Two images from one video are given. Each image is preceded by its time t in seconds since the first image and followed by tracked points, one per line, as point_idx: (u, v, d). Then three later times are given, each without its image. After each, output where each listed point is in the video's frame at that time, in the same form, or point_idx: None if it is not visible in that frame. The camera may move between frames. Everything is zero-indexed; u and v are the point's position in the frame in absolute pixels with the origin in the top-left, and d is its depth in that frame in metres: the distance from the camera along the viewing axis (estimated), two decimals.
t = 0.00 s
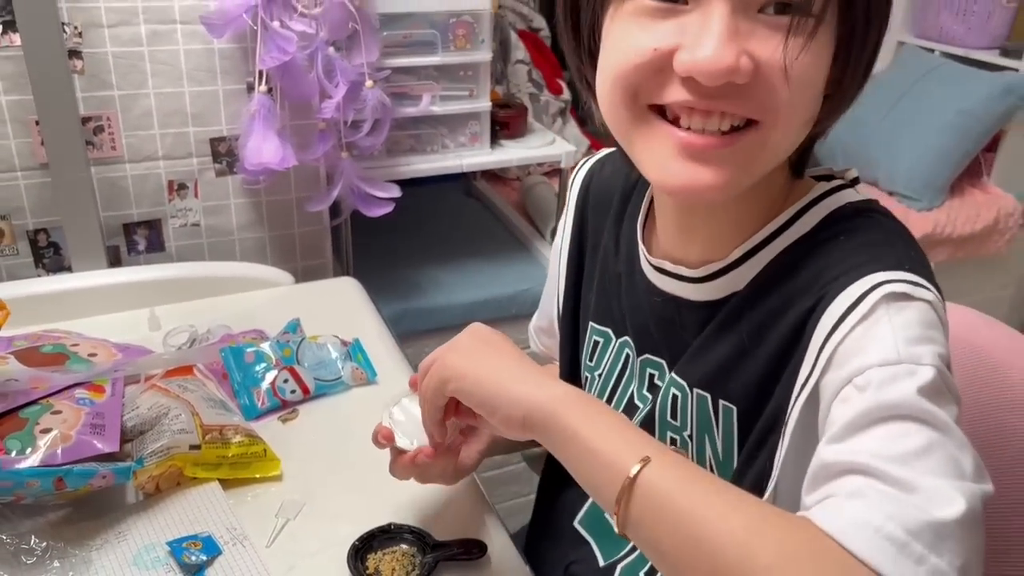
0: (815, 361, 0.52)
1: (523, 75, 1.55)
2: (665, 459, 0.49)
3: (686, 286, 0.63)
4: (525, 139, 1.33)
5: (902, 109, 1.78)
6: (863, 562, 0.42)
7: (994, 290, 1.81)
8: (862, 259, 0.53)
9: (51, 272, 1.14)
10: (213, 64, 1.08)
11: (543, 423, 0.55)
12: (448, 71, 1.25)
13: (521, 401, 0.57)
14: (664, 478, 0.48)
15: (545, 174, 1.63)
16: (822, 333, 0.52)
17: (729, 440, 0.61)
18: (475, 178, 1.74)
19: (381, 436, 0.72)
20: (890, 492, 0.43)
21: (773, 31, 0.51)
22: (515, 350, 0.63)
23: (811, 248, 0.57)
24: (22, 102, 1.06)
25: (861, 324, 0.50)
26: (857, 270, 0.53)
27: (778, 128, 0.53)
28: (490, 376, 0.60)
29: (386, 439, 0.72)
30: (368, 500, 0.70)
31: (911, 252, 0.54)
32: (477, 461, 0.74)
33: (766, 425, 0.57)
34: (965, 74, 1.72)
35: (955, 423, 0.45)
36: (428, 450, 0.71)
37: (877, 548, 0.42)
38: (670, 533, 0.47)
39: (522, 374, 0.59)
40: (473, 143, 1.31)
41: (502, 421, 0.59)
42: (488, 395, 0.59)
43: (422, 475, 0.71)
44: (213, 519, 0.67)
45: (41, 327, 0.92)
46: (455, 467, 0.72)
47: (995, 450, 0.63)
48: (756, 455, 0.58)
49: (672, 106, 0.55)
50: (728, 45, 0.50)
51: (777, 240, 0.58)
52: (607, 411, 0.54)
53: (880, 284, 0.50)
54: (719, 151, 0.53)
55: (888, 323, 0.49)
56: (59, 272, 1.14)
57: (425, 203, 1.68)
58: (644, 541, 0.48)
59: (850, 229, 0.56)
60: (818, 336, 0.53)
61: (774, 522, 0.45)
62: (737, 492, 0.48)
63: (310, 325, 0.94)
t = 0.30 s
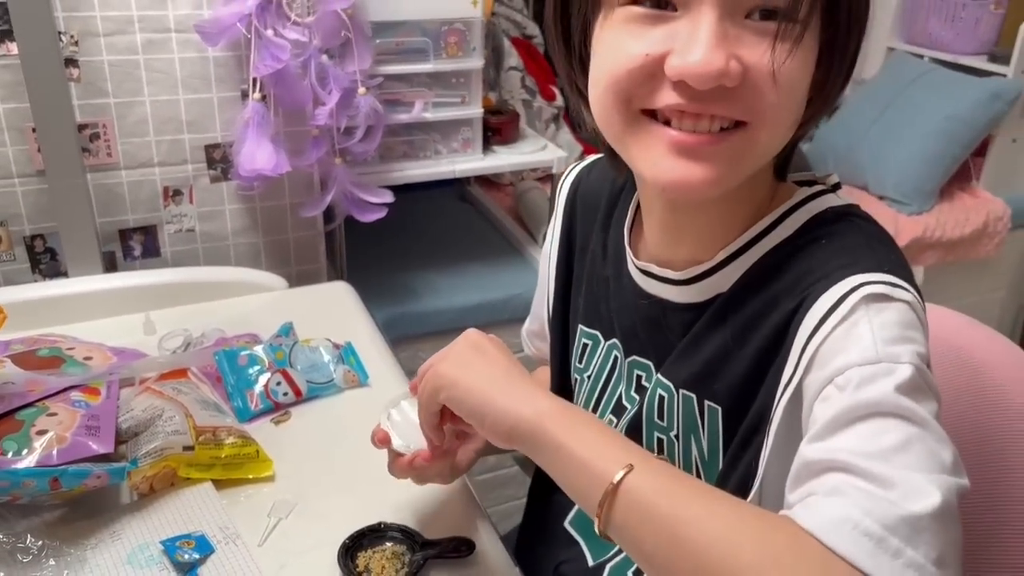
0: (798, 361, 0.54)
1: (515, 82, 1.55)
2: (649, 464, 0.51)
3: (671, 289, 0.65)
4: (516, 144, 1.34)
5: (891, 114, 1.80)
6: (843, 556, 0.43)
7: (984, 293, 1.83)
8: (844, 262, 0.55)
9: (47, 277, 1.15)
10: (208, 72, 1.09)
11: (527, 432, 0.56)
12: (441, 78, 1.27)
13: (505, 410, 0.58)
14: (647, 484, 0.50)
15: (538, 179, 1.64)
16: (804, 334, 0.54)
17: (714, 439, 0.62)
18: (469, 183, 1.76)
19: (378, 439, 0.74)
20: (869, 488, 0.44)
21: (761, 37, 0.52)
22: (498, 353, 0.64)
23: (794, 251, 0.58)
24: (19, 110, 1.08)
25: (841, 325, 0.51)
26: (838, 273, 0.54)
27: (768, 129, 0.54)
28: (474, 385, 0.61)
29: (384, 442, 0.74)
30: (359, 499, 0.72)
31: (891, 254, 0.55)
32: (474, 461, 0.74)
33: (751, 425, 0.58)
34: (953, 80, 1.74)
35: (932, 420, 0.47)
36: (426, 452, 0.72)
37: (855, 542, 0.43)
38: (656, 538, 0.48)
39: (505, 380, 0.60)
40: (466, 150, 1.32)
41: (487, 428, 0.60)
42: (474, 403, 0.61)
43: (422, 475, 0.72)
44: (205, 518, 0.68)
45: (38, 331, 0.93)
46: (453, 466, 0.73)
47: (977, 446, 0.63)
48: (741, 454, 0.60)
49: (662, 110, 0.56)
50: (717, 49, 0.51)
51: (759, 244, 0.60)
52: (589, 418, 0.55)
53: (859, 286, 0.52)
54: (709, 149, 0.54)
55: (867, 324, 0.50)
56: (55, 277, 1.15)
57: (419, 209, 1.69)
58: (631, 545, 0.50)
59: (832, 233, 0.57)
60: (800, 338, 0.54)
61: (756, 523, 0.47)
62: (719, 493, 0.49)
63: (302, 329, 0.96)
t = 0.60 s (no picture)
0: (803, 364, 0.54)
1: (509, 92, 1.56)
2: (608, 467, 0.51)
3: (684, 290, 0.65)
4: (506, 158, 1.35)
5: (885, 124, 1.80)
6: (839, 556, 0.43)
7: (977, 303, 1.83)
8: (856, 271, 0.55)
9: (37, 292, 1.15)
10: (198, 86, 1.09)
11: (484, 442, 0.56)
12: (433, 91, 1.27)
13: (460, 421, 0.57)
14: (610, 487, 0.49)
15: (531, 190, 1.64)
16: (813, 334, 0.54)
17: (721, 443, 0.62)
18: (462, 194, 1.76)
19: (308, 462, 0.75)
20: (860, 486, 0.44)
21: (655, 118, 0.48)
22: (444, 365, 0.64)
23: (807, 258, 0.58)
24: (8, 125, 1.08)
25: (852, 329, 0.52)
26: (851, 279, 0.54)
27: (686, 198, 0.51)
28: (423, 398, 0.60)
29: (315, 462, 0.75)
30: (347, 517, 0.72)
31: (907, 269, 0.56)
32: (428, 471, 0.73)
33: (753, 423, 0.58)
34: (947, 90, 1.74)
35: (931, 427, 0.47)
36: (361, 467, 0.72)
37: (850, 541, 0.43)
38: (624, 542, 0.48)
39: (452, 394, 0.59)
40: (457, 162, 1.32)
41: (437, 442, 0.59)
42: (423, 416, 0.60)
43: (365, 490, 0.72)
44: (191, 537, 0.68)
45: (25, 348, 0.93)
46: (398, 477, 0.73)
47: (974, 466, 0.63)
48: (742, 452, 0.59)
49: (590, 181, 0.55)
50: (610, 142, 0.49)
51: (769, 252, 0.60)
52: (547, 425, 0.55)
53: (870, 293, 0.52)
54: (636, 222, 0.53)
55: (878, 331, 0.51)
56: (45, 292, 1.15)
57: (412, 220, 1.69)
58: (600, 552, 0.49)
59: (850, 243, 0.57)
60: (808, 339, 0.54)
61: (729, 520, 0.47)
62: (687, 491, 0.49)
63: (292, 344, 0.96)
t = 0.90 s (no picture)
0: (813, 376, 0.54)
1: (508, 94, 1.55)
2: (559, 504, 0.52)
3: (704, 298, 0.65)
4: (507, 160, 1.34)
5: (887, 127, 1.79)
6: None
7: (978, 306, 1.82)
8: (875, 289, 0.54)
9: (33, 296, 1.14)
10: (194, 89, 1.08)
11: (427, 488, 0.55)
12: (431, 93, 1.26)
13: (401, 466, 0.56)
14: (563, 523, 0.50)
15: (531, 193, 1.64)
16: (826, 349, 0.54)
17: (740, 452, 0.62)
18: (461, 197, 1.75)
19: (252, 509, 0.70)
20: (840, 512, 0.45)
21: (615, 182, 0.51)
22: (383, 405, 0.63)
23: (828, 274, 0.57)
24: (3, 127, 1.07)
25: (864, 345, 0.52)
26: (870, 296, 0.54)
27: (661, 245, 0.55)
28: (361, 439, 0.59)
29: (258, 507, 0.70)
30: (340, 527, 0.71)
31: (930, 288, 0.55)
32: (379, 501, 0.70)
33: (762, 432, 0.58)
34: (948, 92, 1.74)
35: (925, 452, 0.47)
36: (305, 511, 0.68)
37: (827, 567, 0.43)
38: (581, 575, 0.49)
39: (400, 430, 0.59)
40: (456, 164, 1.31)
41: (382, 491, 0.57)
42: (364, 463, 0.58)
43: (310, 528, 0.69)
44: (187, 546, 0.67)
45: (20, 352, 0.92)
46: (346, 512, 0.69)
47: (976, 506, 0.64)
48: (750, 460, 0.58)
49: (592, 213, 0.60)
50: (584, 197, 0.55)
51: (789, 267, 0.59)
52: (489, 464, 0.55)
53: (887, 313, 0.52)
54: (629, 257, 0.58)
55: (888, 350, 0.51)
56: (41, 295, 1.14)
57: (411, 222, 1.68)
58: None
59: (876, 258, 0.56)
60: (821, 354, 0.54)
61: (685, 557, 0.48)
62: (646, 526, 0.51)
63: (289, 349, 0.95)
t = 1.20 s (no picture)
0: (831, 368, 0.54)
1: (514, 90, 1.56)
2: (573, 493, 0.51)
3: (721, 291, 0.65)
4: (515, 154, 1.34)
5: (892, 123, 1.79)
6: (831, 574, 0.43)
7: (984, 303, 1.82)
8: (893, 283, 0.54)
9: (42, 288, 1.15)
10: (204, 82, 1.09)
11: (439, 475, 0.55)
12: (439, 87, 1.26)
13: (411, 453, 0.56)
14: (576, 513, 0.50)
15: (537, 189, 1.63)
16: (842, 342, 0.54)
17: (755, 445, 0.62)
18: (467, 192, 1.75)
19: (256, 499, 0.70)
20: (855, 504, 0.45)
21: (622, 181, 0.51)
22: (396, 392, 0.63)
23: (847, 267, 0.57)
24: (14, 120, 1.07)
25: (883, 338, 0.51)
26: (889, 289, 0.54)
27: (672, 245, 0.55)
28: (370, 427, 0.58)
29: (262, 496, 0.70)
30: (351, 517, 0.71)
31: (949, 282, 0.55)
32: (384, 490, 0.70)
33: (778, 423, 0.58)
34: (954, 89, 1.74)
35: (942, 446, 0.48)
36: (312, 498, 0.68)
37: (842, 560, 0.43)
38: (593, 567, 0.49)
39: (411, 419, 0.59)
40: (463, 159, 1.32)
41: (391, 476, 0.57)
42: (375, 448, 0.58)
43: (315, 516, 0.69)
44: (199, 535, 0.68)
45: (30, 343, 0.93)
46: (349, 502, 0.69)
47: (983, 502, 0.64)
48: (766, 451, 0.59)
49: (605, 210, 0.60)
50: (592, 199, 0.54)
51: (806, 260, 0.59)
52: (501, 451, 0.55)
53: (905, 306, 0.52)
54: (643, 253, 0.58)
55: (907, 343, 0.51)
56: (50, 288, 1.14)
57: (417, 217, 1.69)
58: None
59: (893, 251, 0.56)
60: (839, 347, 0.54)
61: (701, 542, 0.47)
62: (661, 516, 0.50)
63: (298, 341, 0.95)
